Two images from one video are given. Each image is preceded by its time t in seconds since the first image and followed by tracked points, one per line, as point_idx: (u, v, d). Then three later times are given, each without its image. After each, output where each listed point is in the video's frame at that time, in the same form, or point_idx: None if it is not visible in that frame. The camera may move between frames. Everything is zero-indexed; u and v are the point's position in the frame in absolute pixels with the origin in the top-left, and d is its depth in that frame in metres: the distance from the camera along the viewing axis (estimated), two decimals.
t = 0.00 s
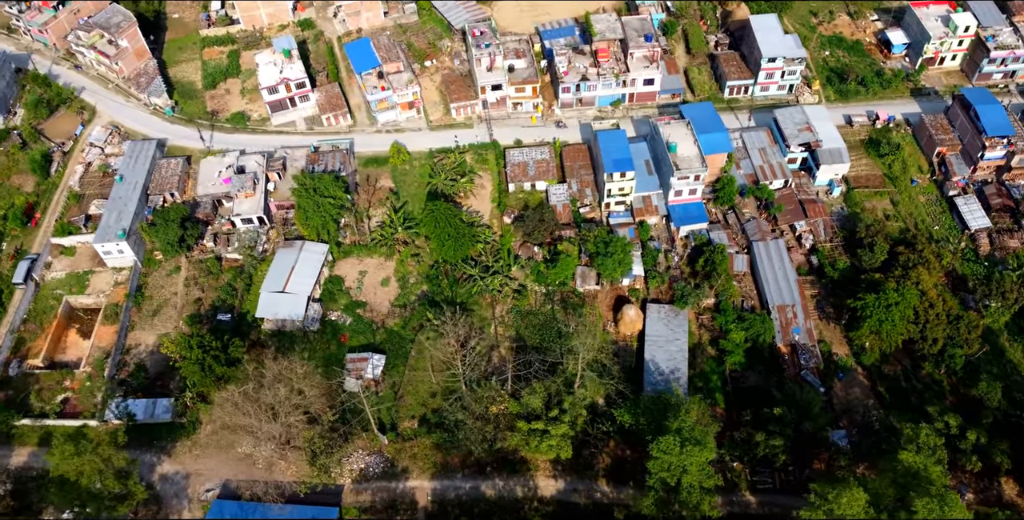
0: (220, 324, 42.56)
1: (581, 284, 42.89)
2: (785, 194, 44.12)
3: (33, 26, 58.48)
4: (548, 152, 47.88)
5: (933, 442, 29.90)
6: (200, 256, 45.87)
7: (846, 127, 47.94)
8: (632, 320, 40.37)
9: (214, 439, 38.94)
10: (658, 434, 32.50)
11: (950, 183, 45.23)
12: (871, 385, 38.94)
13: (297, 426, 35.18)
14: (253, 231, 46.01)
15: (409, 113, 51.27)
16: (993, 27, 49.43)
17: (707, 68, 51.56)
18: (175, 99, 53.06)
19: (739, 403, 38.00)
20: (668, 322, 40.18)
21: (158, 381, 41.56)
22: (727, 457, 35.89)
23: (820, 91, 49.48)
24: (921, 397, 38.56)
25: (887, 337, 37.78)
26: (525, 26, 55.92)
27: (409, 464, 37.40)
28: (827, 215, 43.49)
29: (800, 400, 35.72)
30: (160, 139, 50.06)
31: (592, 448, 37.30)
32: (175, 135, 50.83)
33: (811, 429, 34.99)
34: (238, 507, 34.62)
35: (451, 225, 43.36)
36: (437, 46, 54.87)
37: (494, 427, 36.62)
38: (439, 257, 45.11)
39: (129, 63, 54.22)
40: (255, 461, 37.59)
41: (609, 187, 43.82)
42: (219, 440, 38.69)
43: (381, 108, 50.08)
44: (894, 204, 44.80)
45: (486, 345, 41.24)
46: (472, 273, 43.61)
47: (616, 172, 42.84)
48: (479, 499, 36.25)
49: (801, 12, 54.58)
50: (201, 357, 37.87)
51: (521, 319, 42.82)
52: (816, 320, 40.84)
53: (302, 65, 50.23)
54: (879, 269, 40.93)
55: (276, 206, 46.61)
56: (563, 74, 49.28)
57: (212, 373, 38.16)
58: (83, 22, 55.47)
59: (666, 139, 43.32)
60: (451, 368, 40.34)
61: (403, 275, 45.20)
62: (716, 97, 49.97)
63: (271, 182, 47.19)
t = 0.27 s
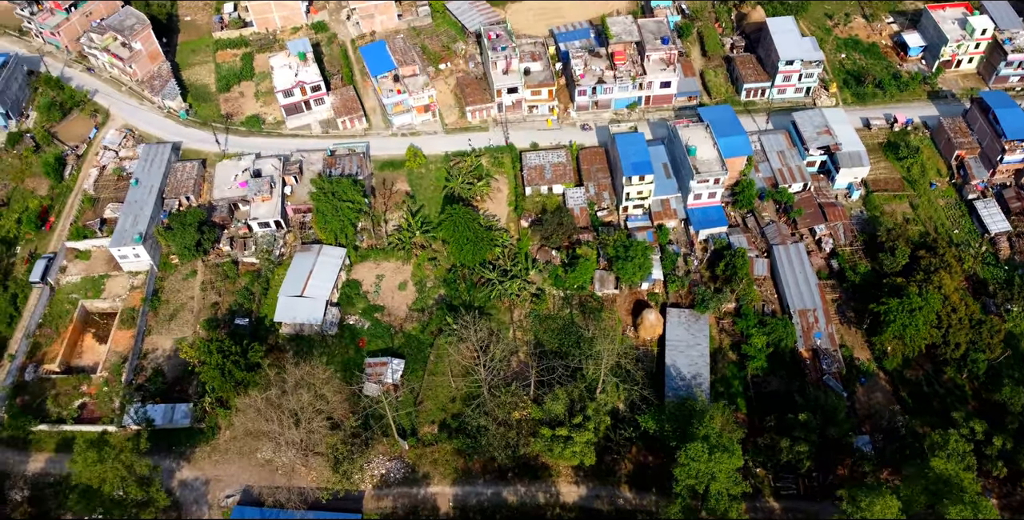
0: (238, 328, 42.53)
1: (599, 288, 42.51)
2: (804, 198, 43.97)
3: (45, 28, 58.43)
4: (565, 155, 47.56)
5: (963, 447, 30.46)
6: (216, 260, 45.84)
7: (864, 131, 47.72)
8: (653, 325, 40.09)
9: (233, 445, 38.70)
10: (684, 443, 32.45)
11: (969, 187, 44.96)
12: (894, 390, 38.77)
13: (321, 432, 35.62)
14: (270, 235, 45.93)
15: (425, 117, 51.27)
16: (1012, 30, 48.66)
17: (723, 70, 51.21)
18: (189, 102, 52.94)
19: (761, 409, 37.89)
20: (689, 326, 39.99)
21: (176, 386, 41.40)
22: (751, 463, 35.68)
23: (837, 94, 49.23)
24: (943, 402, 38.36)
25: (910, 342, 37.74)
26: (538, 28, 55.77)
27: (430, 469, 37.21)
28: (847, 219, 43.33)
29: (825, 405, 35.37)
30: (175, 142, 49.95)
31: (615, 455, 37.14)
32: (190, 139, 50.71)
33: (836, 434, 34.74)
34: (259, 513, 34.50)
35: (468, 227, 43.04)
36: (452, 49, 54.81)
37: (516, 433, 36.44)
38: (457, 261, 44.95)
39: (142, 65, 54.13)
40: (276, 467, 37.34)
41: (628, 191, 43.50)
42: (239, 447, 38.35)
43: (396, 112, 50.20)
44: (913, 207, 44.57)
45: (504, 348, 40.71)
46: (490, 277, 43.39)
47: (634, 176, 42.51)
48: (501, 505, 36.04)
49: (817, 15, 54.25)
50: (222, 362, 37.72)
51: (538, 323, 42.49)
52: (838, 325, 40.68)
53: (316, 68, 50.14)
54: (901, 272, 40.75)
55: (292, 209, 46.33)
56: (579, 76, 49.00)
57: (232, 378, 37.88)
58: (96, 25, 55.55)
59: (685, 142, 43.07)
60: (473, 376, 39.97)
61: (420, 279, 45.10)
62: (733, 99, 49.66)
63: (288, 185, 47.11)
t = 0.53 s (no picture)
0: (256, 337, 42.62)
1: (618, 296, 42.27)
2: (823, 205, 43.79)
3: (57, 35, 58.46)
4: (582, 163, 47.30)
5: (992, 457, 30.81)
6: (232, 268, 45.84)
7: (882, 137, 47.57)
8: (673, 333, 39.93)
9: (252, 455, 38.44)
10: (710, 455, 32.45)
11: (988, 194, 44.67)
12: (916, 399, 38.59)
13: (343, 443, 35.33)
14: (287, 242, 46.20)
15: (440, 124, 51.36)
16: None
17: (739, 77, 50.94)
18: (203, 109, 52.87)
19: (784, 418, 37.68)
20: (710, 335, 39.82)
21: (194, 395, 41.22)
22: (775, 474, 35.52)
23: (854, 101, 49.06)
24: (965, 411, 38.16)
25: (934, 351, 37.60)
26: (553, 35, 55.72)
27: (451, 480, 36.90)
28: (866, 227, 43.22)
29: (850, 414, 35.51)
30: (190, 149, 49.94)
31: (637, 465, 36.86)
32: (205, 146, 50.70)
33: (861, 445, 34.52)
34: None
35: (487, 235, 43.04)
36: (467, 56, 54.81)
37: (538, 444, 36.25)
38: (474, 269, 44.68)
39: (156, 72, 54.12)
40: (297, 477, 37.17)
41: (646, 199, 43.26)
42: (258, 457, 38.10)
43: (412, 119, 50.41)
44: (933, 215, 44.34)
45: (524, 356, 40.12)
46: (509, 285, 43.09)
47: (653, 184, 42.33)
48: (523, 516, 35.85)
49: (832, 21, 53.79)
50: (241, 371, 37.68)
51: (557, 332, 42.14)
52: (859, 334, 40.48)
53: (332, 75, 50.26)
54: (923, 280, 40.69)
55: (310, 217, 46.67)
56: (595, 83, 48.91)
57: (252, 388, 37.83)
58: (109, 32, 55.71)
59: (705, 149, 42.91)
60: (496, 386, 39.34)
61: (437, 286, 44.99)
62: (749, 106, 49.45)
63: (305, 193, 47.32)
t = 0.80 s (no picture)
0: (274, 348, 42.61)
1: (637, 307, 41.99)
2: (843, 215, 43.72)
3: (71, 44, 58.37)
4: (599, 173, 47.10)
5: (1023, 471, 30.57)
6: (250, 279, 46.09)
7: (900, 147, 47.52)
8: (694, 345, 39.85)
9: (271, 469, 38.18)
10: (737, 470, 32.17)
11: (1007, 204, 44.31)
12: (939, 411, 38.33)
13: (367, 457, 36.00)
14: (305, 253, 46.28)
15: (456, 134, 51.48)
16: None
17: (755, 86, 50.84)
18: (218, 119, 52.89)
19: (807, 430, 37.50)
20: (732, 347, 39.63)
21: (211, 408, 41.00)
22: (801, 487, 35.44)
23: (870, 110, 49.06)
24: (988, 422, 37.87)
25: (958, 364, 37.49)
26: (567, 44, 55.78)
27: (472, 493, 36.69)
28: (887, 238, 43.02)
29: (877, 427, 35.24)
30: (206, 159, 49.98)
31: (660, 478, 36.61)
32: (220, 156, 50.78)
33: (887, 457, 34.55)
34: None
35: (506, 246, 42.88)
36: (481, 66, 54.95)
37: (560, 458, 36.12)
38: (492, 280, 44.42)
39: (171, 82, 54.12)
40: (318, 490, 37.12)
41: (665, 209, 43.12)
42: (279, 470, 37.95)
43: (428, 129, 50.53)
44: (952, 225, 44.14)
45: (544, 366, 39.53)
46: (529, 297, 42.65)
47: (672, 194, 42.23)
48: None
49: (846, 31, 53.63)
50: (261, 383, 37.31)
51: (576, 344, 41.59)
52: (881, 346, 40.33)
53: (347, 85, 50.56)
54: (945, 291, 40.50)
55: (328, 228, 46.92)
56: (612, 93, 48.76)
57: (272, 400, 37.28)
58: (123, 42, 55.74)
59: (724, 160, 42.71)
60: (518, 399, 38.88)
61: (455, 297, 44.84)
62: (766, 116, 49.28)
63: (322, 203, 47.45)
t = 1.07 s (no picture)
0: (292, 363, 42.51)
1: (657, 321, 41.73)
2: (862, 228, 43.68)
3: (85, 57, 58.40)
4: (616, 186, 46.82)
5: None
6: (266, 293, 46.07)
7: (917, 160, 47.47)
8: (717, 360, 39.57)
9: (289, 486, 37.79)
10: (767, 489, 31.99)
11: None
12: (962, 426, 38.12)
13: (388, 472, 36.48)
14: (322, 267, 46.38)
15: (471, 147, 51.61)
16: None
17: (770, 99, 50.81)
18: (233, 132, 53.03)
19: (830, 446, 37.39)
20: (754, 363, 39.56)
21: (229, 423, 40.76)
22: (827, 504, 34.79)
23: (887, 123, 49.08)
24: (1012, 437, 37.50)
25: (982, 379, 37.45)
26: (580, 57, 55.81)
27: (494, 510, 36.34)
28: (907, 251, 43.00)
29: (902, 443, 34.92)
30: (221, 173, 50.19)
31: (686, 496, 35.78)
32: (236, 170, 51.02)
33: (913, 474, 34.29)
34: None
35: (524, 260, 42.85)
36: (496, 79, 55.09)
37: (583, 474, 35.88)
38: (510, 293, 44.17)
39: (186, 96, 54.22)
40: (337, 507, 36.72)
41: (683, 222, 42.94)
42: (297, 488, 37.55)
43: (443, 143, 50.63)
44: (971, 239, 44.01)
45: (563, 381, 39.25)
46: (549, 311, 42.32)
47: (692, 207, 42.10)
48: None
49: (861, 43, 53.65)
50: (281, 399, 37.23)
51: (596, 359, 41.42)
52: (903, 360, 40.12)
53: (363, 99, 51.06)
54: (967, 306, 40.26)
55: (344, 241, 46.85)
56: (628, 106, 48.73)
57: (292, 416, 37.32)
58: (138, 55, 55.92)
59: (744, 173, 42.63)
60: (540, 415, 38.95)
61: (473, 311, 44.62)
62: (782, 129, 49.28)
63: (339, 217, 47.70)
